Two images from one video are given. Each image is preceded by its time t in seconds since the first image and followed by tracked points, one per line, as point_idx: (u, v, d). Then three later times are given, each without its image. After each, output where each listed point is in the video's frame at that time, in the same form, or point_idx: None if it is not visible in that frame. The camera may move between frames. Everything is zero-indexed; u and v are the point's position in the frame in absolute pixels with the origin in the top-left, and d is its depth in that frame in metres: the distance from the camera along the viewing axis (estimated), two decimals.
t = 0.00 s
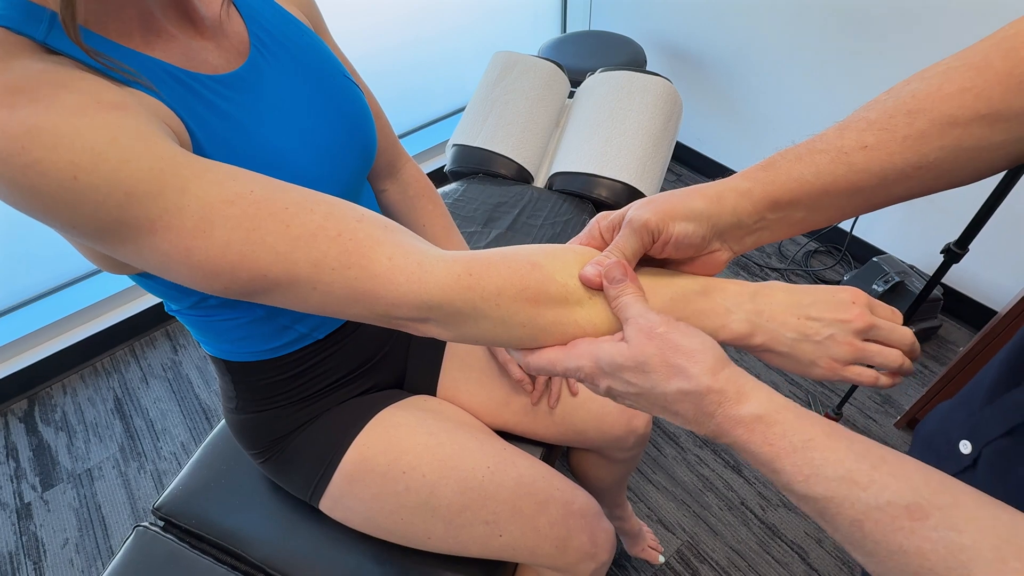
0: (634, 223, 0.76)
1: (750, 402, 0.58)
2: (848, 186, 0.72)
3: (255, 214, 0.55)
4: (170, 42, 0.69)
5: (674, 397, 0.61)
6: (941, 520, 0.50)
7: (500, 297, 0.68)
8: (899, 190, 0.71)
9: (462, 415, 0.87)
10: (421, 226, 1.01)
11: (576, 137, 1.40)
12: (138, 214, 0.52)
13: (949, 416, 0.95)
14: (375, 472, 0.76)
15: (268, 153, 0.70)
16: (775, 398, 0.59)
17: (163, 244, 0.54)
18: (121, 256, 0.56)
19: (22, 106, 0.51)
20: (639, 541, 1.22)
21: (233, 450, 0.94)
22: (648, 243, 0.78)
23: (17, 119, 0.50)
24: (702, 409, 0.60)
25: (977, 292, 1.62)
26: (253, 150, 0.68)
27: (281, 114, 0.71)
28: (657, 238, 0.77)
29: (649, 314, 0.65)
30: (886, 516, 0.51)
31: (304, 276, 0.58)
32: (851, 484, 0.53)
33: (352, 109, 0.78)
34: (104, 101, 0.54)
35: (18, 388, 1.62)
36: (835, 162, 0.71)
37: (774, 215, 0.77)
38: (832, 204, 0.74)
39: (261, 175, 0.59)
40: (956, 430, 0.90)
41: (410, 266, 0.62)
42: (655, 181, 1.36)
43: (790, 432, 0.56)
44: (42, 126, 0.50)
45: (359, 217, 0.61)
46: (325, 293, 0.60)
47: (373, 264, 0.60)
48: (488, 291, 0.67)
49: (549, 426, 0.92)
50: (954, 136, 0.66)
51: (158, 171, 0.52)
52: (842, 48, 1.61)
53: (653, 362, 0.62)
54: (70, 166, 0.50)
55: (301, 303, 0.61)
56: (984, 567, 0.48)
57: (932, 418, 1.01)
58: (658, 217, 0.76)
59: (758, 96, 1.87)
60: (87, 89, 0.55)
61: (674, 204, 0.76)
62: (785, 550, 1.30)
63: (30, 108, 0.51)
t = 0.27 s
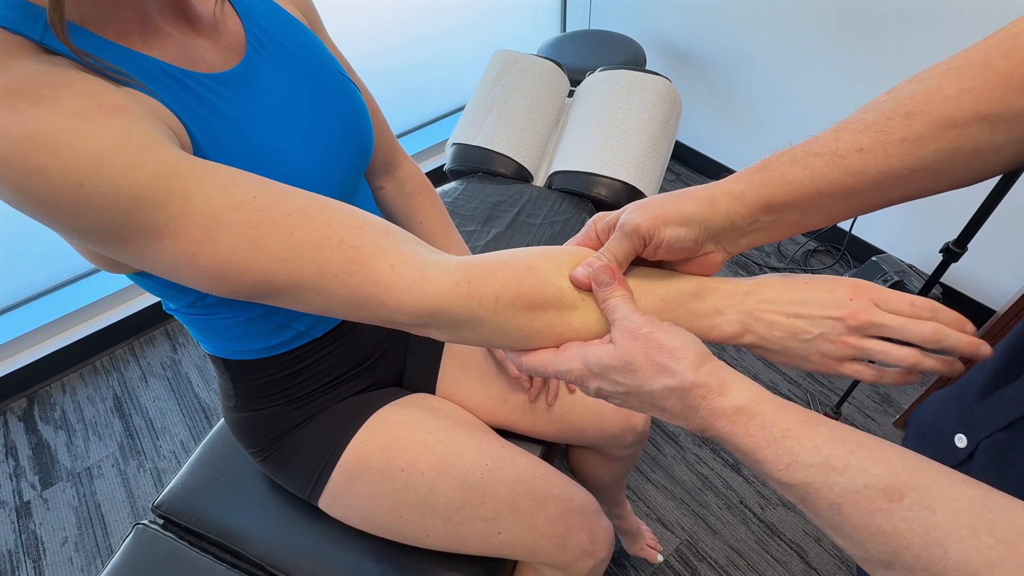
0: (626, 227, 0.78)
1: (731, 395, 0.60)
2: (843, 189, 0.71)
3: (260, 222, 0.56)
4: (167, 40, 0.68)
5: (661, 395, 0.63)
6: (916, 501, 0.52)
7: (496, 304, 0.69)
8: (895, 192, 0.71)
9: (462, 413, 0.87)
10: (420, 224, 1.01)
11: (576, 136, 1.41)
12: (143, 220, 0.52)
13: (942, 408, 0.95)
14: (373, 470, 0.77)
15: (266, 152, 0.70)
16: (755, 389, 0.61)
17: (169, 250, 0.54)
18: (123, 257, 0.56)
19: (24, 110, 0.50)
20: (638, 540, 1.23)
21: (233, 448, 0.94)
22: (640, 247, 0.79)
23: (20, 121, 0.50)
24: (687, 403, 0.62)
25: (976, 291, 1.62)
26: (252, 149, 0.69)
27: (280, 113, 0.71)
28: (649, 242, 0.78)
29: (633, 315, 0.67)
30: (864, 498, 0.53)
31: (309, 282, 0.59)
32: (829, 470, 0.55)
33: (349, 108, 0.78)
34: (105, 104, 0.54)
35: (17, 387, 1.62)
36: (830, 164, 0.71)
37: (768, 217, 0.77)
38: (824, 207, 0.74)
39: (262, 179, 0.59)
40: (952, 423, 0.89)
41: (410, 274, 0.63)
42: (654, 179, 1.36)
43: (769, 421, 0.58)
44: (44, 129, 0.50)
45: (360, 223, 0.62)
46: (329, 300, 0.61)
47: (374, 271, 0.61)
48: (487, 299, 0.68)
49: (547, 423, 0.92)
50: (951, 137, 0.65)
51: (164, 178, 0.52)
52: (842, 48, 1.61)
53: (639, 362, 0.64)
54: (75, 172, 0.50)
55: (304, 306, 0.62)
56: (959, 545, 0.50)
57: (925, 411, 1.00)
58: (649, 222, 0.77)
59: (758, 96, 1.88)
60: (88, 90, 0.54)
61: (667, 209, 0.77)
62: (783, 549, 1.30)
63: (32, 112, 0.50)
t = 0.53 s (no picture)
0: (623, 234, 0.78)
1: (726, 400, 0.60)
2: (842, 194, 0.71)
3: (259, 223, 0.55)
4: (166, 37, 0.68)
5: (657, 403, 0.64)
6: (909, 501, 0.52)
7: (496, 310, 0.69)
8: (895, 196, 0.70)
9: (462, 413, 0.87)
10: (420, 223, 1.01)
11: (575, 136, 1.40)
12: (144, 220, 0.52)
13: (940, 406, 0.95)
14: (373, 469, 0.76)
15: (265, 149, 0.69)
16: (750, 394, 0.61)
17: (170, 251, 0.54)
18: (123, 256, 0.56)
19: (24, 109, 0.50)
20: (637, 539, 1.23)
21: (231, 448, 0.94)
22: (637, 254, 0.79)
23: (21, 121, 0.49)
24: (683, 409, 0.62)
25: (975, 292, 1.62)
26: (251, 146, 0.68)
27: (278, 110, 0.71)
28: (645, 249, 0.78)
29: (628, 322, 0.68)
30: (858, 499, 0.53)
31: (309, 284, 0.59)
32: (822, 472, 0.55)
33: (349, 105, 0.78)
34: (105, 102, 0.53)
35: (16, 385, 1.61)
36: (828, 171, 0.71)
37: (766, 222, 0.77)
38: (823, 210, 0.74)
39: (263, 179, 0.58)
40: (950, 423, 0.89)
41: (411, 280, 0.63)
42: (653, 179, 1.36)
43: (763, 425, 0.58)
44: (44, 127, 0.50)
45: (361, 225, 0.62)
46: (330, 302, 0.61)
47: (374, 275, 0.61)
48: (486, 305, 0.68)
49: (547, 422, 0.92)
50: (954, 142, 0.66)
51: (164, 177, 0.52)
52: (843, 48, 1.61)
53: (633, 370, 0.64)
54: (74, 172, 0.50)
55: (303, 308, 0.62)
56: (953, 545, 0.50)
57: (922, 408, 1.00)
58: (646, 228, 0.76)
59: (758, 95, 1.87)
60: (88, 88, 0.54)
61: (664, 214, 0.77)
62: (782, 548, 1.30)
63: (30, 111, 0.50)
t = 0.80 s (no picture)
0: (624, 237, 0.77)
1: (733, 403, 0.60)
2: (846, 196, 0.71)
3: (261, 226, 0.55)
4: (166, 35, 0.68)
5: (660, 404, 0.64)
6: (917, 506, 0.52)
7: (498, 313, 0.69)
8: (900, 198, 0.70)
9: (462, 414, 0.87)
10: (420, 223, 1.01)
11: (576, 135, 1.40)
12: (145, 222, 0.52)
13: (947, 411, 0.95)
14: (371, 471, 0.76)
15: (266, 148, 0.69)
16: (756, 397, 0.61)
17: (171, 252, 0.54)
18: (122, 257, 0.56)
19: (24, 109, 0.49)
20: (636, 540, 1.22)
21: (230, 448, 0.94)
22: (639, 257, 0.79)
23: (20, 121, 0.49)
24: (686, 411, 0.63)
25: (975, 292, 1.62)
26: (251, 145, 0.68)
27: (279, 109, 0.70)
28: (647, 252, 0.78)
29: (632, 324, 0.67)
30: (865, 504, 0.53)
31: (309, 288, 0.58)
32: (830, 474, 0.55)
33: (349, 104, 0.77)
34: (105, 103, 0.53)
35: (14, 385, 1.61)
36: (834, 172, 0.71)
37: (769, 223, 0.77)
38: (826, 212, 0.73)
39: (265, 181, 0.58)
40: (958, 428, 0.89)
41: (415, 284, 0.63)
42: (653, 179, 1.36)
43: (771, 429, 0.58)
44: (44, 127, 0.49)
45: (363, 228, 0.61)
46: (330, 307, 0.60)
47: (376, 279, 0.60)
48: (488, 308, 0.68)
49: (547, 424, 0.91)
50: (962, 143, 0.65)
51: (165, 180, 0.52)
52: (844, 48, 1.60)
53: (638, 371, 0.64)
54: (75, 173, 0.49)
55: (302, 312, 0.62)
56: (962, 551, 0.49)
57: (929, 411, 1.00)
58: (649, 231, 0.76)
59: (759, 95, 1.87)
60: (88, 88, 0.53)
61: (666, 217, 0.77)
62: (782, 549, 1.30)
63: (30, 111, 0.50)
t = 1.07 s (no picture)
0: (626, 239, 0.77)
1: (725, 404, 0.61)
2: (851, 199, 0.71)
3: (268, 234, 0.55)
4: (167, 38, 0.68)
5: (656, 406, 0.65)
6: (906, 504, 0.52)
7: (503, 316, 0.69)
8: (903, 202, 0.70)
9: (462, 416, 0.87)
10: (420, 224, 1.01)
11: (576, 136, 1.40)
12: (151, 229, 0.52)
13: (954, 415, 0.95)
14: (373, 472, 0.76)
15: (268, 151, 0.69)
16: (749, 396, 0.61)
17: (177, 260, 0.54)
18: (126, 263, 0.56)
19: (28, 116, 0.49)
20: (637, 542, 1.22)
21: (230, 449, 0.94)
22: (641, 259, 0.78)
23: (25, 127, 0.49)
24: (682, 413, 0.63)
25: (975, 293, 1.62)
26: (252, 147, 0.68)
27: (280, 111, 0.70)
28: (648, 255, 0.78)
29: (627, 327, 0.68)
30: (855, 503, 0.53)
31: (319, 295, 0.58)
32: (820, 475, 0.55)
33: (351, 105, 0.77)
34: (108, 109, 0.53)
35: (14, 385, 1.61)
36: (838, 174, 0.70)
37: (770, 225, 0.76)
38: (829, 214, 0.73)
39: (271, 186, 0.58)
40: (965, 433, 0.90)
41: (419, 289, 0.63)
42: (654, 179, 1.36)
43: (762, 429, 0.59)
44: (48, 133, 0.49)
45: (369, 234, 0.61)
46: (337, 311, 0.60)
47: (383, 285, 0.61)
48: (494, 310, 0.68)
49: (548, 426, 0.91)
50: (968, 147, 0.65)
51: (172, 187, 0.51)
52: (845, 49, 1.60)
53: (633, 374, 0.65)
54: (82, 181, 0.49)
55: (310, 317, 0.62)
56: (948, 547, 0.50)
57: (935, 417, 1.00)
58: (651, 234, 0.76)
59: (759, 95, 1.87)
60: (92, 93, 0.53)
61: (668, 220, 0.76)
62: (782, 550, 1.30)
63: (35, 118, 0.49)
